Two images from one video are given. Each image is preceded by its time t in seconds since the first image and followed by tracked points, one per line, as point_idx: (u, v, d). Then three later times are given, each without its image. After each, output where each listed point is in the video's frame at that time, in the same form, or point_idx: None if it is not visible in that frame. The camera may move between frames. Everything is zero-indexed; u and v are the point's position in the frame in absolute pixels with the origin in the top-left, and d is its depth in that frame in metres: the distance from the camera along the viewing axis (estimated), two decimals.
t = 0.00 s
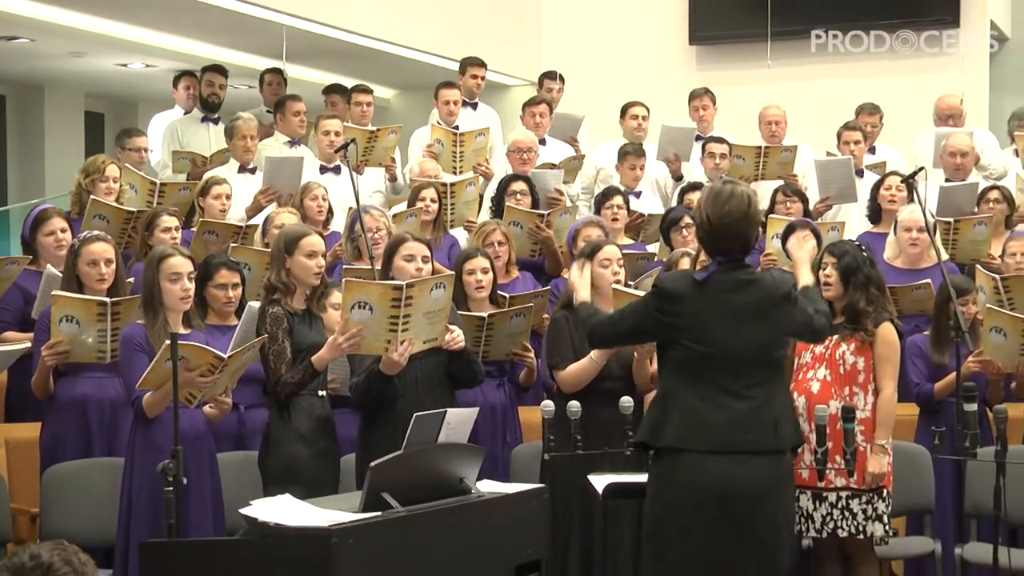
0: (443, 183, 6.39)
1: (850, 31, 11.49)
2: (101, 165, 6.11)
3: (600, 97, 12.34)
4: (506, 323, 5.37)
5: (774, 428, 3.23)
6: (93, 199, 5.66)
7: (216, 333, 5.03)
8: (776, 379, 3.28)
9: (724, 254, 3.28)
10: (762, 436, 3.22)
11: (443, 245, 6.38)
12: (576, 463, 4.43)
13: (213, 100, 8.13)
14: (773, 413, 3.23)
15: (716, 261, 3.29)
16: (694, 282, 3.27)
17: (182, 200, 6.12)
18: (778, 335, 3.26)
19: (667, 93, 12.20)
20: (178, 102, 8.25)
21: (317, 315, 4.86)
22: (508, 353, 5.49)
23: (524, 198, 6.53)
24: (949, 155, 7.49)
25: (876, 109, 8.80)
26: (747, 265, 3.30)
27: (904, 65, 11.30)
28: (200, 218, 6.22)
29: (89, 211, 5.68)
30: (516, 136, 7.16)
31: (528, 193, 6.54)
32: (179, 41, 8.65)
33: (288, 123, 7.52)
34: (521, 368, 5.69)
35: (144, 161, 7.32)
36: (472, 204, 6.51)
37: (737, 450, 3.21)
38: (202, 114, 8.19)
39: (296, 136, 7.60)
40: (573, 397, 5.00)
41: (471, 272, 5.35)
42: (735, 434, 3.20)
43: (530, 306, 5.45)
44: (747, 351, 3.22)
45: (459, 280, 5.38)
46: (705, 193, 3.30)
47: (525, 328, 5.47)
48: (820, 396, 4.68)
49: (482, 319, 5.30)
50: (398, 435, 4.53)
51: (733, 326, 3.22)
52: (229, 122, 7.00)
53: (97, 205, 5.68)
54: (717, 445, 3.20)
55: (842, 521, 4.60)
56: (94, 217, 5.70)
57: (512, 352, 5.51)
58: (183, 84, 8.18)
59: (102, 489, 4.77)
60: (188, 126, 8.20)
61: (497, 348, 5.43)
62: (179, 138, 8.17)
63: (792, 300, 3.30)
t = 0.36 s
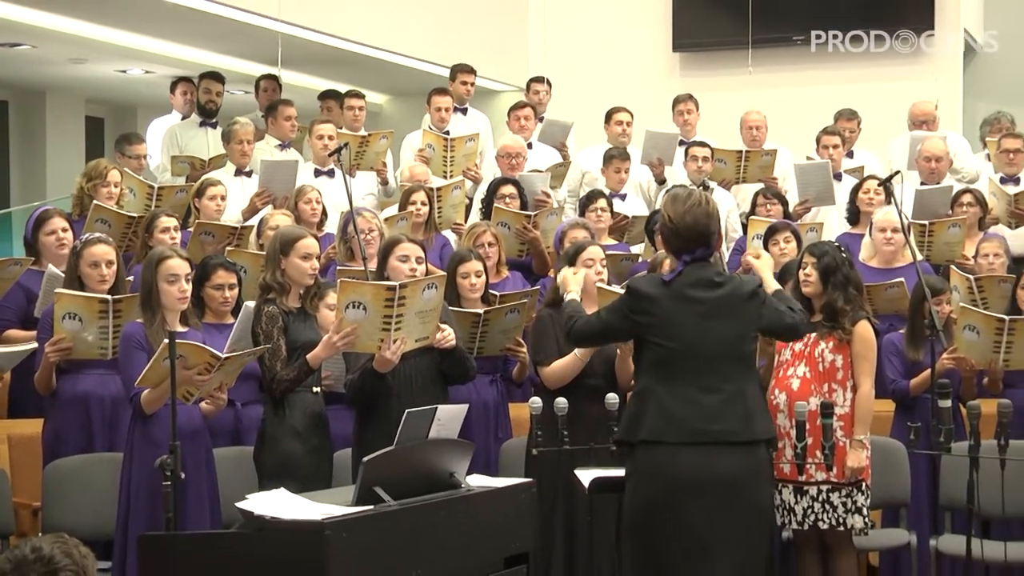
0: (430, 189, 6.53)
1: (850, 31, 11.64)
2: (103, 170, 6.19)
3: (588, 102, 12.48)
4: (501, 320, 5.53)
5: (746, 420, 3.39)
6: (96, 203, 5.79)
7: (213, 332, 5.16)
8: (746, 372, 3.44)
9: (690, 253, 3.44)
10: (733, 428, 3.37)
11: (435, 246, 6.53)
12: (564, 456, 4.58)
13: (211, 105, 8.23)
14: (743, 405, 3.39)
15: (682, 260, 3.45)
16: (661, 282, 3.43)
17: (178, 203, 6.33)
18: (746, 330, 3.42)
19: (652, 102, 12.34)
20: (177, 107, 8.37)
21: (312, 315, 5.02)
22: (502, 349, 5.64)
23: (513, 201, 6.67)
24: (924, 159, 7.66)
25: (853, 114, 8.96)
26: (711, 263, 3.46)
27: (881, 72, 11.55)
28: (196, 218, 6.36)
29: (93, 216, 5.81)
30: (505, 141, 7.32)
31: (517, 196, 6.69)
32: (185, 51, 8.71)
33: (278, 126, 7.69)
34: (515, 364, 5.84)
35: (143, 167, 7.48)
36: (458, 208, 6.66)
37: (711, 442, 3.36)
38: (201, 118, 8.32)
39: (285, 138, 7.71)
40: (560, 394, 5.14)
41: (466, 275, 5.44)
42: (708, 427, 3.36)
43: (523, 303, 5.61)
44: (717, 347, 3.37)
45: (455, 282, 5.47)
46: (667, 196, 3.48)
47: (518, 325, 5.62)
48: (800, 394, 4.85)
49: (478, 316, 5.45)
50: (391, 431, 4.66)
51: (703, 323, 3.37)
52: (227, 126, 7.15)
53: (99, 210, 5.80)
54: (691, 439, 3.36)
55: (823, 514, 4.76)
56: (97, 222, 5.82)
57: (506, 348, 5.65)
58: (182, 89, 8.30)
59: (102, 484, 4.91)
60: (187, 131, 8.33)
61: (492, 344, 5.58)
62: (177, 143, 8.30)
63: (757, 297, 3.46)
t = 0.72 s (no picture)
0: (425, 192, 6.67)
1: (850, 32, 11.78)
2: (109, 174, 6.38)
3: (579, 107, 12.65)
4: (499, 319, 5.68)
5: (729, 417, 3.53)
6: (103, 207, 5.88)
7: (214, 331, 5.30)
8: (728, 372, 3.59)
9: (675, 256, 3.59)
10: (717, 425, 3.52)
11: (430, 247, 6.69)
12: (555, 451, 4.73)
13: (212, 109, 8.70)
14: (726, 403, 3.54)
15: (667, 263, 3.60)
16: (646, 284, 3.58)
17: (181, 207, 6.45)
18: (728, 331, 3.57)
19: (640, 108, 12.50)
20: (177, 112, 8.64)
21: (311, 314, 5.16)
22: (499, 347, 5.79)
23: (506, 203, 6.80)
24: (905, 164, 7.81)
25: (836, 119, 9.11)
26: (695, 266, 3.61)
27: (861, 77, 11.76)
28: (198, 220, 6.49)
29: (99, 219, 5.90)
30: (500, 146, 7.47)
31: (510, 199, 6.83)
32: (188, 58, 8.72)
33: (276, 131, 7.84)
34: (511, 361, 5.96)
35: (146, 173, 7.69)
36: (452, 210, 6.81)
37: (696, 439, 3.51)
38: (201, 124, 8.70)
39: (283, 144, 7.92)
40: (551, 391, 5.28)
41: (463, 276, 5.55)
42: (693, 424, 3.50)
43: (520, 301, 5.75)
44: (701, 347, 3.52)
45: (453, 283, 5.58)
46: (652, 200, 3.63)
47: (516, 323, 5.77)
48: (785, 391, 5.00)
49: (477, 315, 5.60)
50: (388, 427, 4.80)
51: (688, 323, 3.52)
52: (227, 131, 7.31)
53: (105, 213, 5.90)
54: (677, 435, 3.50)
55: (807, 507, 4.90)
56: (103, 225, 5.91)
57: (503, 346, 5.81)
58: (183, 94, 8.62)
59: (105, 479, 5.04)
60: (189, 135, 8.66)
61: (490, 342, 5.74)
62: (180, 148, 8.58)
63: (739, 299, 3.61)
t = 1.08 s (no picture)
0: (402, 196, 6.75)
1: (850, 31, 11.81)
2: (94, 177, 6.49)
3: (550, 113, 12.87)
4: (475, 318, 5.85)
5: (695, 418, 3.69)
6: (88, 212, 5.99)
7: (195, 330, 5.42)
8: (695, 374, 3.74)
9: (647, 257, 3.73)
10: (684, 425, 3.67)
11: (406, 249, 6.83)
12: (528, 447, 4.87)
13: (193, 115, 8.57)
14: (692, 405, 3.69)
15: (639, 263, 3.74)
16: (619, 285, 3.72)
17: (163, 209, 6.56)
18: (696, 333, 3.72)
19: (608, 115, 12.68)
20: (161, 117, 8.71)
21: (289, 313, 5.27)
22: (476, 345, 5.96)
23: (480, 205, 6.95)
24: (866, 168, 8.00)
25: (800, 125, 9.30)
26: (667, 266, 3.75)
27: (832, 84, 11.97)
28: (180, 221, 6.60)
29: (84, 224, 6.00)
30: (474, 151, 7.62)
31: (484, 201, 6.99)
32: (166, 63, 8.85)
33: (254, 135, 7.96)
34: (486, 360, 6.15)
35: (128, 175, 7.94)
36: (429, 213, 6.90)
37: (663, 439, 3.66)
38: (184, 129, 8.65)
39: (261, 149, 8.06)
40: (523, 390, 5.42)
41: (441, 278, 5.70)
42: (660, 425, 3.65)
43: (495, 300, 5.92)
44: (669, 349, 3.67)
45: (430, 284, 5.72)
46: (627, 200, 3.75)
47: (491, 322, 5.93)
48: (750, 388, 5.16)
49: (455, 314, 5.75)
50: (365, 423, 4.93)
51: (657, 325, 3.67)
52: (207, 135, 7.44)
53: (90, 218, 6.00)
54: (645, 435, 3.65)
55: (770, 502, 5.08)
56: (87, 228, 6.02)
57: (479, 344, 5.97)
58: (166, 101, 8.62)
59: (88, 475, 5.16)
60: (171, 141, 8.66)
61: (467, 341, 5.90)
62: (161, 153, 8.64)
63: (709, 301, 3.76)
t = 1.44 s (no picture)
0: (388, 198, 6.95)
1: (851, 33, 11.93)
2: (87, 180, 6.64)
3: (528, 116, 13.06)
4: (456, 320, 5.98)
5: (672, 421, 3.80)
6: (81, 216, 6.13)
7: (183, 329, 5.55)
8: (675, 377, 3.86)
9: (632, 261, 3.86)
10: (661, 427, 3.79)
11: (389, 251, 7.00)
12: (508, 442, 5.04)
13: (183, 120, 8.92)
14: (670, 408, 3.81)
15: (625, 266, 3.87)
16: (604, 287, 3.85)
17: (154, 211, 6.70)
18: (677, 338, 3.83)
19: (585, 117, 12.88)
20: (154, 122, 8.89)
21: (276, 313, 5.43)
22: (456, 347, 6.09)
23: (461, 208, 7.13)
24: (836, 172, 8.19)
25: (772, 130, 9.51)
26: (653, 270, 3.87)
27: (810, 88, 12.16)
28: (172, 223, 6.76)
29: (77, 228, 6.14)
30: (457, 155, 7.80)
31: (465, 204, 7.17)
32: (152, 68, 8.98)
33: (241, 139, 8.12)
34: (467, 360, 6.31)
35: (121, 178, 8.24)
36: (413, 217, 7.08)
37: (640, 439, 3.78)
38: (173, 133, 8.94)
39: (248, 151, 8.21)
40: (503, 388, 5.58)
41: (424, 278, 5.85)
42: (636, 426, 3.77)
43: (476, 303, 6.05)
44: (649, 351, 3.79)
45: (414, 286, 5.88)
46: (616, 204, 3.87)
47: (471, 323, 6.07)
48: (724, 384, 5.29)
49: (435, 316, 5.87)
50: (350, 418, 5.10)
51: (638, 328, 3.78)
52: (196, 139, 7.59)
53: (83, 222, 6.14)
54: (622, 435, 3.78)
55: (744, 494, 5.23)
56: (81, 232, 6.17)
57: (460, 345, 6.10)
58: (159, 106, 8.89)
59: (80, 469, 5.31)
60: (162, 145, 8.92)
61: (447, 342, 6.05)
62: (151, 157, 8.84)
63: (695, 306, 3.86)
